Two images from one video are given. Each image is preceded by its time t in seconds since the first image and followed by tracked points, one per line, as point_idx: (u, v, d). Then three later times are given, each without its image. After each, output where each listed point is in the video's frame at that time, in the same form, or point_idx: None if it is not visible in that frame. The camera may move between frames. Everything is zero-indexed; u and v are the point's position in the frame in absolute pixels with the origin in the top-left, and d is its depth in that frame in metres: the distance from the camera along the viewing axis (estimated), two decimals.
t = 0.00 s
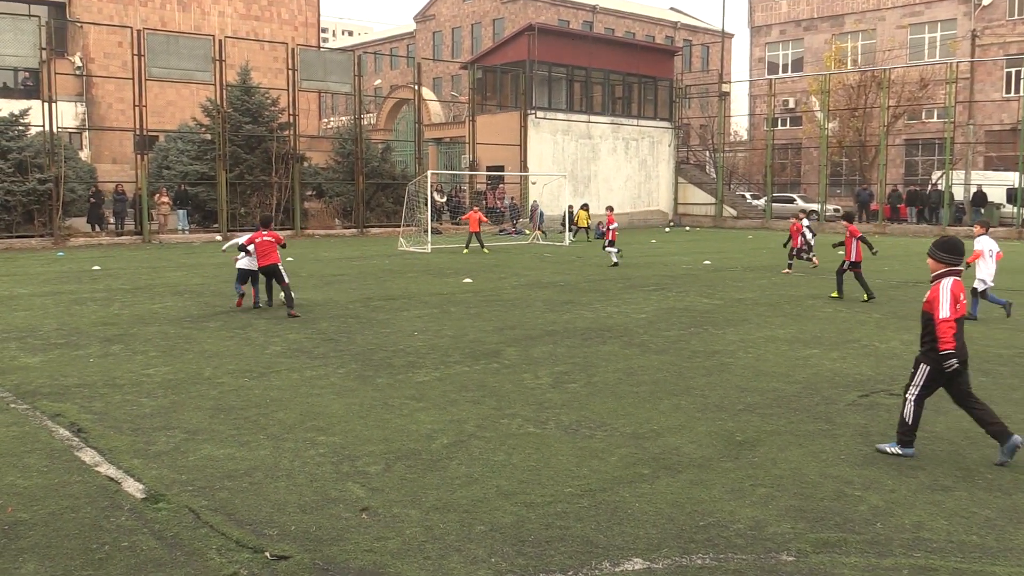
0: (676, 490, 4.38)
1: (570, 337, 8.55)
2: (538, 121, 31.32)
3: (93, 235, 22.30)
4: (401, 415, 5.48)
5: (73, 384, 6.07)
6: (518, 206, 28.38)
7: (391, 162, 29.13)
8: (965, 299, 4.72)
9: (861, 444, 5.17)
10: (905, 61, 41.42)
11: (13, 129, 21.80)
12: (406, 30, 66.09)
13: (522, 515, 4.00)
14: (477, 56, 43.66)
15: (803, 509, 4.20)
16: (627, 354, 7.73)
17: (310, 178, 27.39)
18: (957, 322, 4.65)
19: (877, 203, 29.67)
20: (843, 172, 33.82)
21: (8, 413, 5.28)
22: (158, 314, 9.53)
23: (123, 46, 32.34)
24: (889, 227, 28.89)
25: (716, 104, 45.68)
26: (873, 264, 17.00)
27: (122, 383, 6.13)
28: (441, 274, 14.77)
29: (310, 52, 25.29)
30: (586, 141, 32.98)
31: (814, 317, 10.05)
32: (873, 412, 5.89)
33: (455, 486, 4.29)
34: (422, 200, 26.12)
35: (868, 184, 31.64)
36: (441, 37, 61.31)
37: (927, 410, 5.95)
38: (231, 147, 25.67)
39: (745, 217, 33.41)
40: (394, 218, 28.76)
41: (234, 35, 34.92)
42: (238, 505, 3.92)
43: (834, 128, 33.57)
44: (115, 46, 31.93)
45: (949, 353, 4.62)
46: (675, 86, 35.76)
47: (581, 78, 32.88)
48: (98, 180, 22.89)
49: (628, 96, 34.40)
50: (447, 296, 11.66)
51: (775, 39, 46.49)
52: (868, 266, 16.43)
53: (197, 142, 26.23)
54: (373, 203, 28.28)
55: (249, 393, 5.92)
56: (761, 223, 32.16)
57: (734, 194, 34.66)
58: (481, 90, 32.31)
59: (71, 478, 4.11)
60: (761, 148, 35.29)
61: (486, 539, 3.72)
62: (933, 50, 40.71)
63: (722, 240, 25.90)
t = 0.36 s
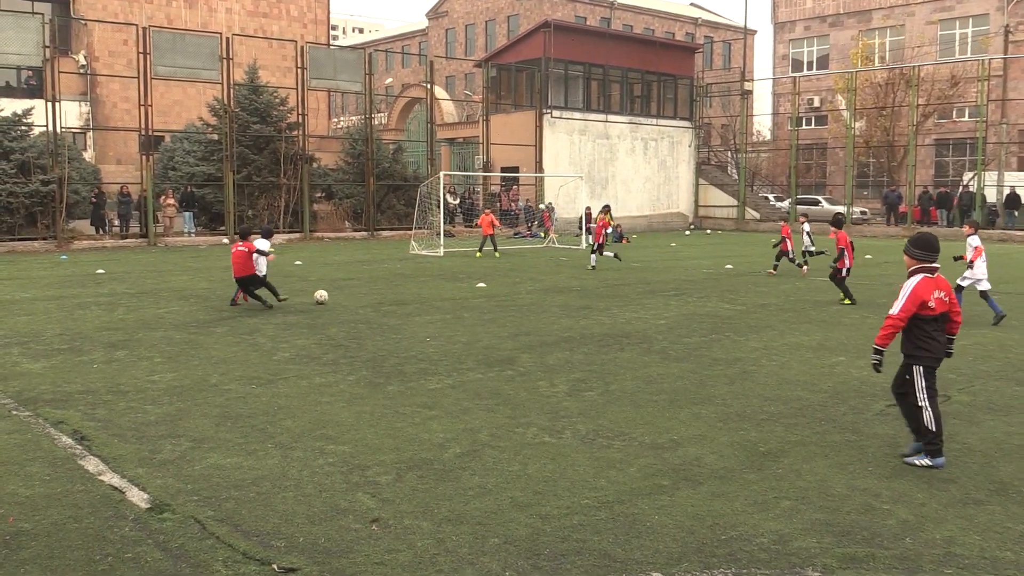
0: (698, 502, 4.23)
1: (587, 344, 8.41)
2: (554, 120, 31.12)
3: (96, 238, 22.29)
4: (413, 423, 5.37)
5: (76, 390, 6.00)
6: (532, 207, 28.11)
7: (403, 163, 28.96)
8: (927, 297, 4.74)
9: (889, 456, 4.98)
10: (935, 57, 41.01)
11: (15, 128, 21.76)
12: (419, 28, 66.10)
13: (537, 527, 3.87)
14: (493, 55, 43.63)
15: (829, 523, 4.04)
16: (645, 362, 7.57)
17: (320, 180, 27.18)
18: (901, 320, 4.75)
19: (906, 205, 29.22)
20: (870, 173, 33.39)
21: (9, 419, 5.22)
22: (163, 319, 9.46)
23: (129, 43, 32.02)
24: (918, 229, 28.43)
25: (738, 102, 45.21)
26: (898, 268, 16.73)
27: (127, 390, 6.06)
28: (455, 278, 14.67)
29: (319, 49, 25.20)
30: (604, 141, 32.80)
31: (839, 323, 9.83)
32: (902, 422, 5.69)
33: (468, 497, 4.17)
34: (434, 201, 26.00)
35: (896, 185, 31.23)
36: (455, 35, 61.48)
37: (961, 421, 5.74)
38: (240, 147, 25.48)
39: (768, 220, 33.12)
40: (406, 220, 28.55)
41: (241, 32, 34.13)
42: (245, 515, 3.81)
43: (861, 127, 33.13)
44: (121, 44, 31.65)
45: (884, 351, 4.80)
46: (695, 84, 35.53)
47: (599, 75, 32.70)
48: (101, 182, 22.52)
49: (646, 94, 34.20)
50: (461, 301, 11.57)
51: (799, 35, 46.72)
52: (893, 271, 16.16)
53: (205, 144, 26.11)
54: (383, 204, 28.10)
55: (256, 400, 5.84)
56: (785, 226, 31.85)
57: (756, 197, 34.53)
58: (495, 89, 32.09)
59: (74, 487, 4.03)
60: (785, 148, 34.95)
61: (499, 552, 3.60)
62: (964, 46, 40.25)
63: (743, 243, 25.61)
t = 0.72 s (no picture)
0: (717, 514, 4.10)
1: (603, 350, 8.28)
2: (568, 119, 30.98)
3: (99, 240, 22.27)
4: (424, 432, 5.27)
5: (79, 397, 5.94)
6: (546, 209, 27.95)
7: (413, 164, 28.96)
8: (901, 305, 4.69)
9: (916, 467, 4.83)
10: (963, 54, 40.51)
11: (17, 129, 21.87)
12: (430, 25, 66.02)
13: (551, 539, 3.75)
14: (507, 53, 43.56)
15: (854, 536, 3.89)
16: (663, 369, 7.44)
17: (327, 181, 27.32)
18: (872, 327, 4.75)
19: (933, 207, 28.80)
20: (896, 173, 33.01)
21: (10, 427, 5.16)
22: (168, 324, 9.41)
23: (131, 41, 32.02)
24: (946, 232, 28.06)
25: (758, 101, 44.89)
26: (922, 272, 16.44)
27: (130, 397, 5.99)
28: (468, 282, 14.59)
29: (326, 47, 25.20)
30: (620, 141, 32.65)
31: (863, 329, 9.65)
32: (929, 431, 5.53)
33: (480, 508, 4.05)
34: (445, 203, 26.01)
35: (923, 186, 30.86)
36: (468, 32, 61.41)
37: (992, 431, 5.57)
38: (245, 148, 25.56)
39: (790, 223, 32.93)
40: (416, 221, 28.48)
41: (247, 30, 34.09)
42: (251, 526, 3.72)
43: (886, 126, 32.73)
44: (124, 42, 31.93)
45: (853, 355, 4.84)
46: (714, 82, 35.31)
47: (614, 74, 32.58)
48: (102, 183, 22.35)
49: (663, 93, 33.95)
50: (474, 305, 11.47)
51: (822, 31, 46.48)
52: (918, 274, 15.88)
53: (209, 144, 26.16)
54: (394, 206, 28.10)
55: (263, 408, 5.76)
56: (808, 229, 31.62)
57: (777, 199, 34.33)
58: (508, 87, 31.91)
59: (76, 496, 3.96)
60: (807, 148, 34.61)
61: (512, 564, 3.48)
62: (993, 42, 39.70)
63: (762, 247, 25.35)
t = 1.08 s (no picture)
0: (733, 527, 3.97)
1: (614, 357, 8.16)
2: (579, 118, 30.84)
3: (97, 244, 22.34)
4: (431, 441, 5.16)
5: (77, 405, 5.87)
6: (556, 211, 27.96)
7: (419, 165, 28.84)
8: (880, 298, 4.78)
9: (940, 479, 4.68)
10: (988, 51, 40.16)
11: (13, 129, 22.12)
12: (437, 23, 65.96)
13: (562, 552, 3.63)
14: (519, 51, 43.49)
15: (877, 550, 3.75)
16: (676, 376, 7.30)
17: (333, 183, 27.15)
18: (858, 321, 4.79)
19: (957, 210, 28.44)
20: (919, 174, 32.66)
21: (6, 435, 5.09)
22: (167, 329, 9.34)
23: (130, 39, 32.16)
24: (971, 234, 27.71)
25: (775, 100, 44.66)
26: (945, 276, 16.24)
27: (129, 404, 5.92)
28: (476, 287, 14.48)
29: (331, 44, 25.15)
30: (634, 142, 32.51)
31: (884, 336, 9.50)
32: (954, 442, 5.37)
33: (488, 520, 3.94)
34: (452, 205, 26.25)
35: (947, 188, 30.54)
36: (475, 29, 61.33)
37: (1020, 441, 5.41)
38: (247, 149, 25.66)
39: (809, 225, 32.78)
40: (423, 224, 28.43)
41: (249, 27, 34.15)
42: (252, 538, 3.62)
43: (908, 126, 32.43)
44: (123, 40, 32.07)
45: (844, 350, 4.84)
46: (730, 80, 35.11)
47: (628, 72, 32.41)
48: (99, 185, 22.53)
49: (678, 92, 33.76)
50: (481, 311, 11.37)
51: (842, 28, 46.23)
52: (939, 278, 15.68)
53: (210, 145, 26.27)
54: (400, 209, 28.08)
55: (266, 416, 5.67)
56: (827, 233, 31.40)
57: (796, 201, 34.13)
58: (517, 86, 31.73)
59: (73, 507, 3.87)
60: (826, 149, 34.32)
61: None
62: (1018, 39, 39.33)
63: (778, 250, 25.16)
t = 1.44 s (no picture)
0: (745, 540, 3.84)
1: (622, 363, 8.03)
2: (587, 117, 30.73)
3: (89, 247, 22.37)
4: (434, 450, 5.05)
5: (69, 413, 5.78)
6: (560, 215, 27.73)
7: (423, 166, 28.73)
8: (850, 307, 4.72)
9: (960, 490, 4.53)
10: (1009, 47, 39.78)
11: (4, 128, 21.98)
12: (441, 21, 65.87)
13: (569, 565, 3.52)
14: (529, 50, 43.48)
15: (896, 564, 3.62)
16: (686, 384, 7.17)
17: (333, 184, 27.04)
18: (830, 331, 4.73)
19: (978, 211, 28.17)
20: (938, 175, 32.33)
21: None
22: (162, 335, 9.26)
23: (125, 36, 31.99)
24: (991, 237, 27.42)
25: (789, 99, 44.45)
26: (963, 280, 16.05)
27: (122, 412, 5.83)
28: (479, 292, 14.37)
29: (331, 42, 25.13)
30: (643, 142, 32.37)
31: (902, 341, 9.35)
32: (976, 452, 5.23)
33: (492, 532, 3.82)
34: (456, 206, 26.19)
35: (968, 189, 30.23)
36: (480, 26, 61.30)
37: None
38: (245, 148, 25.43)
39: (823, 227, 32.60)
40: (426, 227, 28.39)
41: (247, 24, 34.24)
42: (249, 550, 3.52)
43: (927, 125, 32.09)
44: (117, 37, 31.77)
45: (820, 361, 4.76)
46: (742, 79, 34.96)
47: (637, 70, 32.31)
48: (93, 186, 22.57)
49: (688, 90, 33.63)
50: (486, 316, 11.27)
51: (858, 23, 46.00)
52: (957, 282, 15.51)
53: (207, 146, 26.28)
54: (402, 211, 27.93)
55: (264, 424, 5.57)
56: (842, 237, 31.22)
57: (810, 204, 33.91)
58: (523, 84, 31.43)
59: (64, 518, 3.78)
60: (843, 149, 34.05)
61: None
62: None
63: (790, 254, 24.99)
